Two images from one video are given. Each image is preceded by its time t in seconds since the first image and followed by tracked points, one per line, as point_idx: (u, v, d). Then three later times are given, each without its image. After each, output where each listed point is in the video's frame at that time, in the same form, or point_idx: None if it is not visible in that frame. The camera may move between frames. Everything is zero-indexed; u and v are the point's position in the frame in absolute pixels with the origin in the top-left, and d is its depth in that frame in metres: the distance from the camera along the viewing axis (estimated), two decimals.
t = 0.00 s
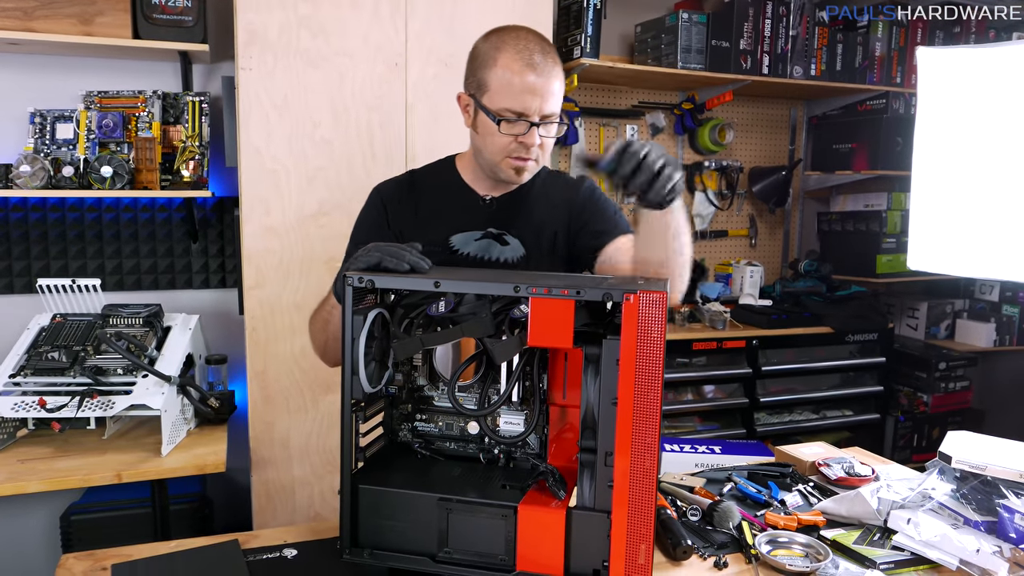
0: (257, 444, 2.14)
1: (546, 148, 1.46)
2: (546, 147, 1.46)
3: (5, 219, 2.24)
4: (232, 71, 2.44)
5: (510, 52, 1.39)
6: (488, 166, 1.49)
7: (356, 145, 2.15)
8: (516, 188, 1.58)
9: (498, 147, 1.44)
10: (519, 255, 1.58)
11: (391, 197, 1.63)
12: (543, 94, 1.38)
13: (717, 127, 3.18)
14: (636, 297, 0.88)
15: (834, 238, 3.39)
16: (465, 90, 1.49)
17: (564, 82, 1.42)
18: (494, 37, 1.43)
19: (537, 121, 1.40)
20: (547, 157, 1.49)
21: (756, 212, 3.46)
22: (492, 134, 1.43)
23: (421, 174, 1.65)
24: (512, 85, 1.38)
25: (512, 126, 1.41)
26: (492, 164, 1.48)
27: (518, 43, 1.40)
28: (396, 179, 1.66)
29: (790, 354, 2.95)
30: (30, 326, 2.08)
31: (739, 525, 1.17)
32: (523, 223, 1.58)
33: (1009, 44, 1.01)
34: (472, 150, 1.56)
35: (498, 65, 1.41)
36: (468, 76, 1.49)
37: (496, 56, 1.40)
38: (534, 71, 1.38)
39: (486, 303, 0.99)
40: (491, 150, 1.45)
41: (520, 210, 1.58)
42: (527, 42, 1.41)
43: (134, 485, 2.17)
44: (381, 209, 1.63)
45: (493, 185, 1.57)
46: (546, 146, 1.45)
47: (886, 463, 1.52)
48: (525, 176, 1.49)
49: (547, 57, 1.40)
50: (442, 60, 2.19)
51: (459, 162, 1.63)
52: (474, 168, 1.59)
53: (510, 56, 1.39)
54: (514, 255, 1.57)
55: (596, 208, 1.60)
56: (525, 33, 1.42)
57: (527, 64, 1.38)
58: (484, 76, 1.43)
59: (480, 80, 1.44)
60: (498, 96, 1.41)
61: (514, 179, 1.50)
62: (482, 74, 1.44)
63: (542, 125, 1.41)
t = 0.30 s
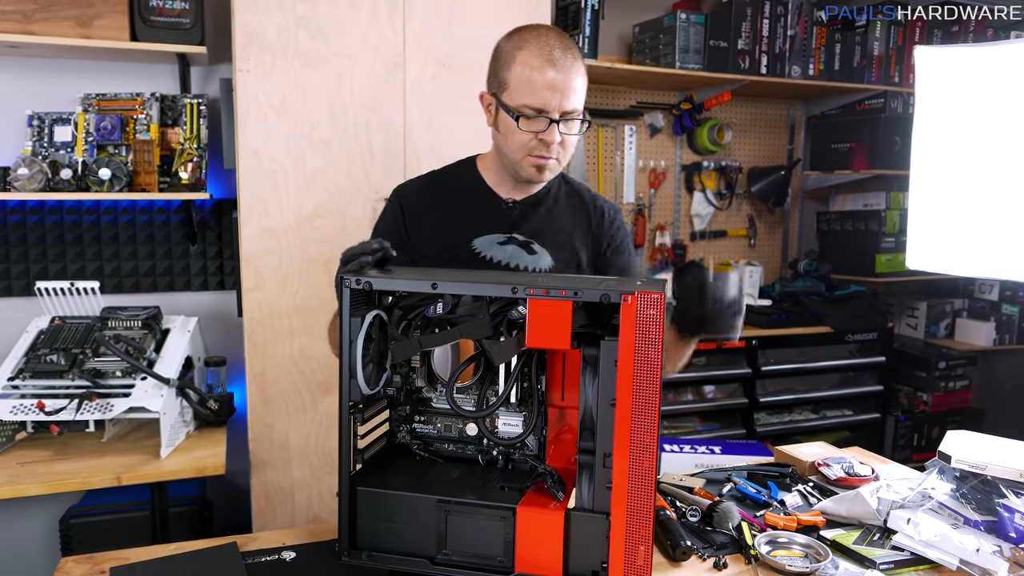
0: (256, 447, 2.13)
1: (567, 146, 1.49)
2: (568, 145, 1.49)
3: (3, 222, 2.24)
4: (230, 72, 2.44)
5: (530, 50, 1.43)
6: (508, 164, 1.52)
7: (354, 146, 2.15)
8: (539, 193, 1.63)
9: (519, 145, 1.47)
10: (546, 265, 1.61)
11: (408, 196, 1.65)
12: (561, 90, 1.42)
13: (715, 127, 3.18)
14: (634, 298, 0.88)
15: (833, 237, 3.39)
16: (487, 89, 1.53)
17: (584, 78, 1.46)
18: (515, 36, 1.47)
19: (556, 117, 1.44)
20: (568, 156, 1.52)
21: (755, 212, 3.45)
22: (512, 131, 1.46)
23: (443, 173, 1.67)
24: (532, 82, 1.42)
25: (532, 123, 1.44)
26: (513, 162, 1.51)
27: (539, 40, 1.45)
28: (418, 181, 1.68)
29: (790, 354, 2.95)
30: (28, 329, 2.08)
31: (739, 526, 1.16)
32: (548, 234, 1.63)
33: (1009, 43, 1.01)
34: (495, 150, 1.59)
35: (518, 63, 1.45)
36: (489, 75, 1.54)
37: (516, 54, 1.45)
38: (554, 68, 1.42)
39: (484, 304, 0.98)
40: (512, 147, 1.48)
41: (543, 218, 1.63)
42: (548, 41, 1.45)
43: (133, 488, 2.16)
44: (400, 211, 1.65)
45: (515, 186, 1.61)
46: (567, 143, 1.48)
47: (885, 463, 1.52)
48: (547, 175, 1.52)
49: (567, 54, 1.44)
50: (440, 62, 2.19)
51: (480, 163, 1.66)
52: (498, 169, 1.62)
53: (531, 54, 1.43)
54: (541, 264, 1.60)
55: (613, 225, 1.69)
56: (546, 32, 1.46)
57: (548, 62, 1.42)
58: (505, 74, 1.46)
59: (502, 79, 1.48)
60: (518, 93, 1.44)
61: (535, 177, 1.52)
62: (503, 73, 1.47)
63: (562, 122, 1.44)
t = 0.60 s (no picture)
0: (255, 447, 2.13)
1: (558, 133, 1.52)
2: (559, 131, 1.51)
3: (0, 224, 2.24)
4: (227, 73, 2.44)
5: (524, 34, 1.48)
6: (499, 149, 1.54)
7: (352, 145, 2.14)
8: (538, 190, 1.63)
9: (507, 128, 1.51)
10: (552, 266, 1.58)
11: (404, 193, 1.64)
12: (549, 73, 1.47)
13: (714, 125, 3.18)
14: (633, 295, 0.88)
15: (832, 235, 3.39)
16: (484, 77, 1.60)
17: (578, 66, 1.50)
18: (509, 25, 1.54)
19: (545, 101, 1.48)
20: (561, 145, 1.54)
21: (754, 210, 3.45)
22: (501, 114, 1.52)
23: (441, 171, 1.66)
24: (523, 66, 1.47)
25: (520, 106, 1.50)
26: (502, 148, 1.53)
27: (532, 28, 1.50)
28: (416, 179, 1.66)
29: (789, 352, 2.95)
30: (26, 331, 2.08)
31: (739, 523, 1.16)
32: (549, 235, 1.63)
33: (1007, 39, 1.01)
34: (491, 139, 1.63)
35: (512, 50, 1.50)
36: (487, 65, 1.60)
37: (508, 41, 1.51)
38: (546, 53, 1.47)
39: (482, 302, 0.99)
40: (501, 132, 1.53)
41: (544, 218, 1.63)
42: (542, 28, 1.50)
43: (132, 490, 2.16)
44: (394, 210, 1.63)
45: (514, 182, 1.60)
46: (558, 129, 1.51)
47: (885, 460, 1.52)
48: (538, 163, 1.54)
49: (559, 39, 1.49)
50: (438, 61, 2.19)
51: (478, 158, 1.65)
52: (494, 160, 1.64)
53: (523, 39, 1.47)
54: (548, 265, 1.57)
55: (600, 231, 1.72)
56: (541, 22, 1.52)
57: (539, 45, 1.47)
58: (498, 62, 1.53)
59: (495, 66, 1.55)
60: (509, 76, 1.50)
61: (524, 165, 1.54)
62: (496, 61, 1.54)
63: (550, 106, 1.49)
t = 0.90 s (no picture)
0: (251, 447, 2.13)
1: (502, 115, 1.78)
2: (501, 113, 1.77)
3: None
4: (221, 72, 2.43)
5: (464, 26, 1.76)
6: (448, 136, 1.82)
7: (347, 144, 2.14)
8: (485, 185, 1.87)
9: (454, 113, 1.79)
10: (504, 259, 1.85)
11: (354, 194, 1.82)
12: (488, 57, 1.73)
13: (708, 124, 3.20)
14: (628, 292, 0.88)
15: (827, 233, 3.40)
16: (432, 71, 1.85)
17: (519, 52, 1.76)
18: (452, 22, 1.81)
19: (490, 84, 1.73)
20: (506, 128, 1.81)
21: (749, 208, 3.46)
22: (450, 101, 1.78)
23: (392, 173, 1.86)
24: (466, 56, 1.74)
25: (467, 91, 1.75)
26: (450, 133, 1.81)
27: (477, 20, 1.76)
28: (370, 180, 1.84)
29: (784, 349, 2.95)
30: (21, 331, 2.07)
31: (734, 521, 1.16)
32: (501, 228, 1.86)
33: (1004, 35, 1.01)
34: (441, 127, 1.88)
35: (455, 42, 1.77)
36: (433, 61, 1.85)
37: (452, 33, 1.78)
38: (486, 41, 1.74)
39: (477, 301, 0.98)
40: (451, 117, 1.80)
41: (492, 213, 1.86)
42: (485, 20, 1.76)
43: (128, 491, 2.15)
44: (345, 210, 1.80)
45: (461, 175, 1.85)
46: (502, 110, 1.77)
47: (882, 456, 1.52)
48: (484, 146, 1.81)
49: (501, 30, 1.75)
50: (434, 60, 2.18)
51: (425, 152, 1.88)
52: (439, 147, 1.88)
53: (466, 29, 1.75)
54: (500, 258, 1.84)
55: (551, 220, 1.93)
56: (485, 14, 1.78)
57: (478, 33, 1.74)
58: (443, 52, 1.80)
59: (438, 58, 1.82)
60: (454, 62, 1.76)
61: (470, 150, 1.82)
62: (441, 54, 1.81)
63: (495, 88, 1.73)
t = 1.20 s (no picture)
0: (250, 444, 2.13)
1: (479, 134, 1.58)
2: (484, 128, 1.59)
3: None
4: (221, 69, 2.42)
5: (443, 32, 1.55)
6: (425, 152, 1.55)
7: (347, 141, 2.14)
8: (447, 188, 1.61)
9: (437, 130, 1.53)
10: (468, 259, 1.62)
11: (315, 193, 1.57)
12: (476, 72, 1.55)
13: (709, 122, 3.18)
14: (629, 291, 0.88)
15: (826, 232, 3.40)
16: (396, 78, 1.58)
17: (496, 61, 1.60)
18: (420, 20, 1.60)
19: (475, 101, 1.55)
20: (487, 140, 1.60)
21: (748, 206, 3.46)
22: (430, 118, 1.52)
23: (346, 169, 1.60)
24: (448, 68, 1.53)
25: (451, 108, 1.53)
26: (430, 150, 1.55)
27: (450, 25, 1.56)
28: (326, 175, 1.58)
29: (782, 348, 2.96)
30: (19, 328, 2.07)
31: (734, 519, 1.17)
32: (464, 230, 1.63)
33: (1004, 36, 1.01)
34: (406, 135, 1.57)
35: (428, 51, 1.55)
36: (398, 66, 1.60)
37: (429, 39, 1.55)
38: (467, 51, 1.55)
39: (479, 298, 0.99)
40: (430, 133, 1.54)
41: (454, 214, 1.62)
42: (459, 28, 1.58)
43: (127, 487, 2.15)
44: (306, 208, 1.56)
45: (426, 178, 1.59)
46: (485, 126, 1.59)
47: (880, 456, 1.52)
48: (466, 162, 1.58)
49: (477, 40, 1.58)
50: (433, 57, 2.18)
51: (385, 152, 1.61)
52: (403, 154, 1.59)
53: (448, 44, 1.55)
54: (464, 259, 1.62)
55: (511, 213, 1.74)
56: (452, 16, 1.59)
57: (460, 45, 1.54)
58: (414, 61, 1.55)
59: (417, 64, 1.55)
60: (435, 78, 1.53)
61: (453, 168, 1.58)
62: (416, 59, 1.56)
63: (480, 106, 1.56)
